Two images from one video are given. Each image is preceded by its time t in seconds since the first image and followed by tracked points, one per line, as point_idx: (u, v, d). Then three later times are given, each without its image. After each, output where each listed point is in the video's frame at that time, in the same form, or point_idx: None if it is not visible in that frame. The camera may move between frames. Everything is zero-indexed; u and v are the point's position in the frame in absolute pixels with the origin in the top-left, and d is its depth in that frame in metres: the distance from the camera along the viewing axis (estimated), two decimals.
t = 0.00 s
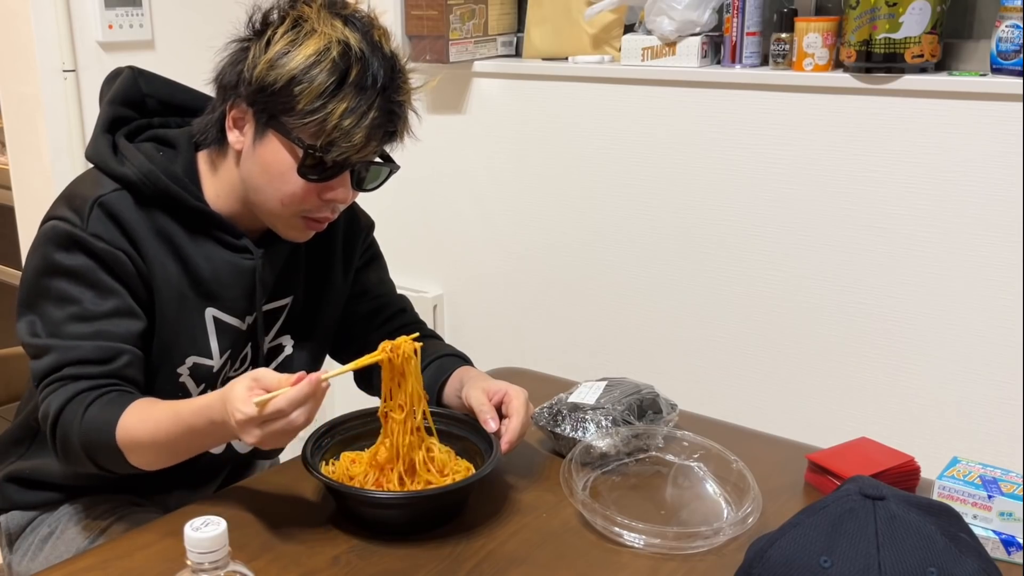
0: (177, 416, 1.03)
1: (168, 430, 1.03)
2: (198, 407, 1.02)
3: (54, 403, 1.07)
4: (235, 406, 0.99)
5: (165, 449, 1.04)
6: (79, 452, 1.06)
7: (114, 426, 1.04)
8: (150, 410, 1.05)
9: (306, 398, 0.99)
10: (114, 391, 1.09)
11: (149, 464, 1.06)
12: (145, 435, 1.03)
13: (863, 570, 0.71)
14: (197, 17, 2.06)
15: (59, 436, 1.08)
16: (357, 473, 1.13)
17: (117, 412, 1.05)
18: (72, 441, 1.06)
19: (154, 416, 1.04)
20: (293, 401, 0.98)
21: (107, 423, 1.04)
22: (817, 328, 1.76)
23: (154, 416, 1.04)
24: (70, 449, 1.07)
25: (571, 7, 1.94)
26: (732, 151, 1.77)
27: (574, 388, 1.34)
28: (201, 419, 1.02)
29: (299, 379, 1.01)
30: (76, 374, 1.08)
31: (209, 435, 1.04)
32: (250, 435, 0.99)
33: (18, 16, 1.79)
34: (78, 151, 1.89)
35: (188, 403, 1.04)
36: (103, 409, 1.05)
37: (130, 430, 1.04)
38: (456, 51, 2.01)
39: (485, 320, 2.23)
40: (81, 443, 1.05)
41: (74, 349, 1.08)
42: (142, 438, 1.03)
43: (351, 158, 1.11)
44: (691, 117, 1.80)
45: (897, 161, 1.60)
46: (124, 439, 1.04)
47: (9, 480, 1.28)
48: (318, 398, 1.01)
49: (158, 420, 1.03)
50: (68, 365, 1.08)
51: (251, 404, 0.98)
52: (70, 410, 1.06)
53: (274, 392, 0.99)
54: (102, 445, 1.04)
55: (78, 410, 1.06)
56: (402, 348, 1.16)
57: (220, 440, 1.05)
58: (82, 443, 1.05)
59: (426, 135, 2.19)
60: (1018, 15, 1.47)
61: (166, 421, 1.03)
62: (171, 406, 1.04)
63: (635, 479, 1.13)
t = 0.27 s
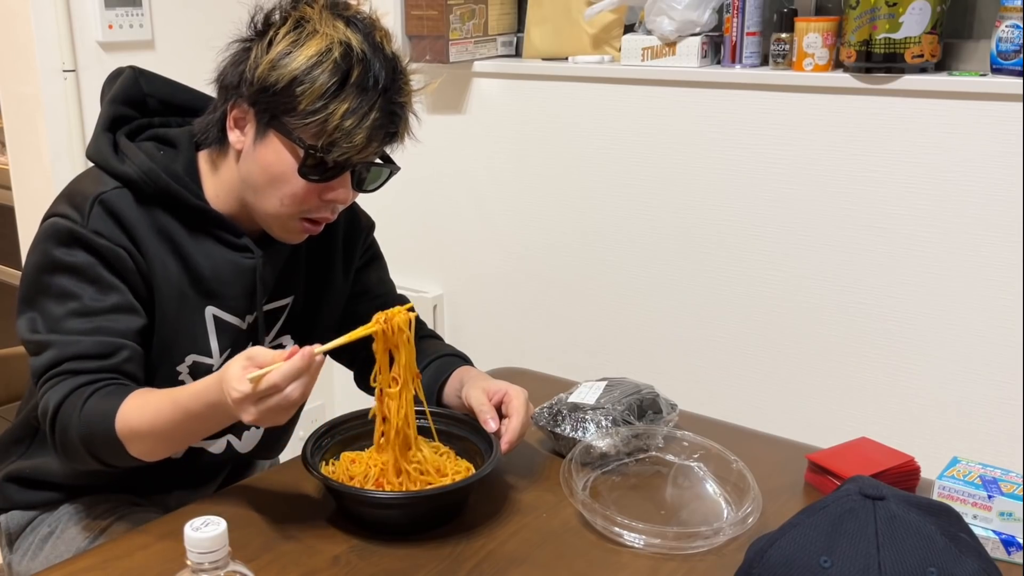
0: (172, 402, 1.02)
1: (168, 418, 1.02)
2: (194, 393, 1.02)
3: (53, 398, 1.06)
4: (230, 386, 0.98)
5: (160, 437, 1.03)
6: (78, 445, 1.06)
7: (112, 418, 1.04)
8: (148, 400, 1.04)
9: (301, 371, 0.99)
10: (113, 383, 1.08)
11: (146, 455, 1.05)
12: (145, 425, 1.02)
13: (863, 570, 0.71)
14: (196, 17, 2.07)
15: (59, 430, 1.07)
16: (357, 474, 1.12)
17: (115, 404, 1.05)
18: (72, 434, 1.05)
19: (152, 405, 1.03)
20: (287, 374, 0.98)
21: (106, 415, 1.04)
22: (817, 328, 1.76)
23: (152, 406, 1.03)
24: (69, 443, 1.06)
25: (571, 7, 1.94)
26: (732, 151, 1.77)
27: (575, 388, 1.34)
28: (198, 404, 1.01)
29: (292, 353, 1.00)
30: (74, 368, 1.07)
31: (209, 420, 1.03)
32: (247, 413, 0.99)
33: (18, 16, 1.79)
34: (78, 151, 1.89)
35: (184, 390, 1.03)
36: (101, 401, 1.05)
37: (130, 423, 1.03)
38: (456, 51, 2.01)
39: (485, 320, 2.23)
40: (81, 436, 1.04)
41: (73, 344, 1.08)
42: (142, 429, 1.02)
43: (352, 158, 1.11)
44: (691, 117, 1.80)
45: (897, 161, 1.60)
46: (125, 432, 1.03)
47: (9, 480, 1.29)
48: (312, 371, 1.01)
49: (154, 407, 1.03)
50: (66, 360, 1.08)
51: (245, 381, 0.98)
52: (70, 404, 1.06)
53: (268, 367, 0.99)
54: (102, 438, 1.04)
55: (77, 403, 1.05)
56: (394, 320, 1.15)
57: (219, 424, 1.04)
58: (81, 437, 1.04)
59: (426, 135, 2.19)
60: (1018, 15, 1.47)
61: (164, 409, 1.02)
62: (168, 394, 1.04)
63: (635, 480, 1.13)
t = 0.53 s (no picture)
0: (181, 380, 1.00)
1: (177, 395, 1.00)
2: (202, 366, 1.00)
3: (59, 387, 1.04)
4: (236, 347, 0.97)
5: (169, 418, 1.01)
6: (86, 433, 1.03)
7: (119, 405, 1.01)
8: (155, 380, 1.02)
9: (308, 327, 0.98)
10: (120, 370, 1.06)
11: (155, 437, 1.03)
12: (153, 404, 1.00)
13: (863, 571, 0.71)
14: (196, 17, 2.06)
15: (66, 421, 1.04)
16: (357, 473, 1.12)
17: (121, 388, 1.02)
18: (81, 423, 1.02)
19: (160, 383, 1.01)
20: (294, 328, 0.97)
21: (112, 399, 1.01)
22: (817, 328, 1.76)
23: (160, 384, 1.01)
24: (78, 433, 1.04)
25: (571, 7, 1.94)
26: (732, 151, 1.77)
27: (575, 388, 1.34)
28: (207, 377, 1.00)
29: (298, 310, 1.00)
30: (81, 356, 1.05)
31: (219, 392, 1.01)
32: (255, 373, 0.98)
33: (18, 16, 1.79)
34: (78, 151, 1.89)
35: (191, 366, 1.01)
36: (108, 387, 1.02)
37: (137, 404, 1.01)
38: (456, 51, 2.01)
39: (485, 320, 2.23)
40: (88, 422, 1.02)
41: (78, 333, 1.06)
42: (151, 408, 1.00)
43: (351, 157, 1.11)
44: (691, 116, 1.80)
45: (897, 161, 1.60)
46: (133, 414, 1.01)
47: (9, 481, 1.28)
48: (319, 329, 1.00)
49: (162, 387, 1.01)
50: (72, 349, 1.06)
51: (251, 339, 0.97)
52: (77, 391, 1.03)
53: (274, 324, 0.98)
54: (110, 425, 1.01)
55: (83, 389, 1.03)
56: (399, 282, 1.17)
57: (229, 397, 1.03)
58: (89, 426, 1.02)
59: (426, 134, 2.19)
60: (1018, 15, 1.47)
61: (173, 386, 1.00)
62: (176, 371, 1.02)
63: (635, 479, 1.13)
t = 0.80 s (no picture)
0: (186, 355, 0.98)
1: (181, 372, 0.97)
2: (204, 338, 0.98)
3: (64, 378, 1.02)
4: (237, 308, 0.95)
5: (175, 397, 0.98)
6: (94, 422, 1.00)
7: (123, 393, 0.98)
8: (159, 360, 1.00)
9: (310, 283, 0.96)
10: (126, 358, 1.04)
11: (160, 420, 1.00)
12: (157, 383, 0.98)
13: (863, 570, 0.71)
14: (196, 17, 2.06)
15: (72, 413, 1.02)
16: (357, 474, 1.12)
17: (125, 374, 0.99)
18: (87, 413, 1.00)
19: (164, 362, 0.99)
20: (295, 284, 0.94)
21: (116, 385, 0.98)
22: (818, 328, 1.76)
23: (164, 363, 0.99)
24: (85, 422, 1.01)
25: (571, 7, 1.94)
26: (732, 151, 1.77)
27: (575, 388, 1.34)
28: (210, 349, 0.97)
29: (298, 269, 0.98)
30: (86, 347, 1.03)
31: (224, 365, 0.98)
32: (257, 333, 0.95)
33: (18, 16, 1.79)
34: (78, 151, 1.89)
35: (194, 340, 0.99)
36: (113, 373, 1.00)
37: (142, 385, 0.98)
38: (456, 51, 2.01)
39: (485, 320, 2.23)
40: (96, 410, 0.99)
41: (83, 325, 1.05)
42: (155, 387, 0.98)
43: (350, 157, 1.11)
44: (692, 116, 1.79)
45: (897, 161, 1.60)
46: (138, 395, 0.98)
47: (10, 483, 1.28)
48: (320, 287, 0.98)
49: (166, 364, 0.98)
50: (78, 339, 1.04)
51: (253, 299, 0.95)
52: (83, 379, 1.01)
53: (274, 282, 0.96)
54: (117, 413, 0.99)
55: (89, 377, 1.00)
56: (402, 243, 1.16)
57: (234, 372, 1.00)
58: (95, 416, 0.99)
59: (426, 134, 2.19)
60: (1018, 15, 1.47)
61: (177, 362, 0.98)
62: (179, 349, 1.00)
63: (635, 479, 1.13)
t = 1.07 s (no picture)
0: (180, 365, 0.98)
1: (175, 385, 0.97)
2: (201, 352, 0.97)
3: (54, 383, 1.02)
4: (236, 324, 0.94)
5: (166, 408, 0.98)
6: (82, 429, 1.00)
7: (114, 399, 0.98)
8: (154, 371, 0.99)
9: (312, 308, 0.94)
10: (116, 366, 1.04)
11: (150, 429, 1.00)
12: (150, 395, 0.98)
13: (863, 570, 0.71)
14: (196, 17, 2.06)
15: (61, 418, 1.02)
16: (357, 473, 1.12)
17: (115, 381, 1.00)
18: (76, 419, 1.00)
19: (158, 374, 0.99)
20: (298, 308, 0.93)
21: (107, 392, 0.99)
22: (818, 328, 1.76)
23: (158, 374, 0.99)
24: (74, 428, 1.01)
25: (571, 7, 1.94)
26: (732, 151, 1.77)
27: (575, 388, 1.34)
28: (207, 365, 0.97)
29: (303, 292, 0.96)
30: (77, 352, 1.03)
31: (218, 380, 0.98)
32: (254, 351, 0.94)
33: (18, 16, 1.79)
34: (78, 151, 1.89)
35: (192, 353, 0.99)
36: (103, 379, 1.00)
37: (135, 395, 0.98)
38: (456, 51, 2.01)
39: (485, 320, 2.23)
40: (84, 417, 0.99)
41: (76, 329, 1.05)
42: (147, 399, 0.98)
43: (351, 157, 1.11)
44: (691, 116, 1.80)
45: (897, 162, 1.60)
46: (128, 406, 0.98)
47: (10, 483, 1.29)
48: (322, 312, 0.96)
49: (161, 373, 0.98)
50: (70, 345, 1.04)
51: (252, 313, 0.94)
52: (71, 385, 1.01)
53: (278, 303, 0.94)
54: (106, 421, 0.99)
55: (79, 382, 1.01)
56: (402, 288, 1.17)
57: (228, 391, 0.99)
58: (83, 422, 1.00)
59: (426, 134, 2.19)
60: (1018, 15, 1.47)
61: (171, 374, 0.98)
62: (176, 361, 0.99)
63: (635, 479, 1.13)
